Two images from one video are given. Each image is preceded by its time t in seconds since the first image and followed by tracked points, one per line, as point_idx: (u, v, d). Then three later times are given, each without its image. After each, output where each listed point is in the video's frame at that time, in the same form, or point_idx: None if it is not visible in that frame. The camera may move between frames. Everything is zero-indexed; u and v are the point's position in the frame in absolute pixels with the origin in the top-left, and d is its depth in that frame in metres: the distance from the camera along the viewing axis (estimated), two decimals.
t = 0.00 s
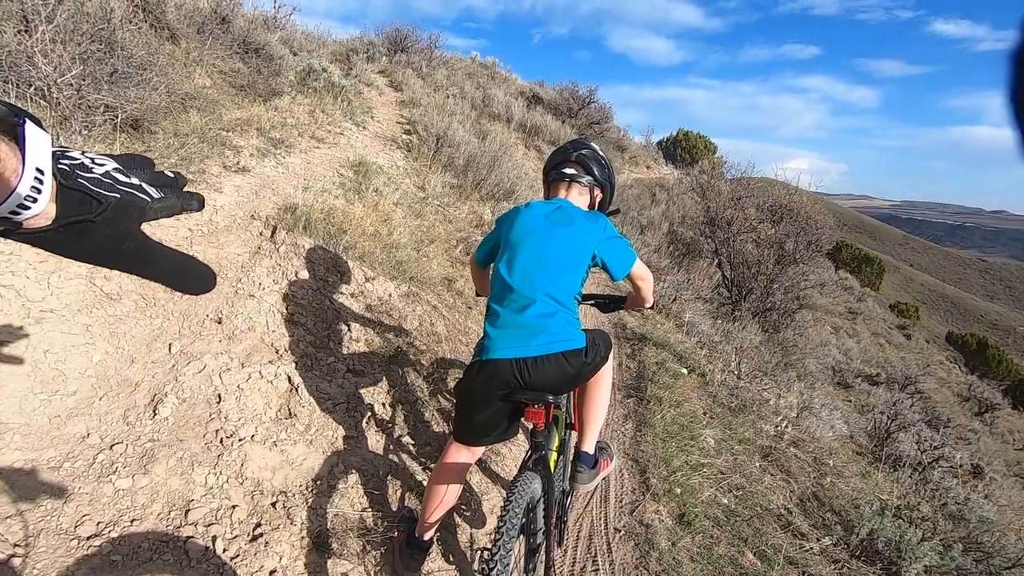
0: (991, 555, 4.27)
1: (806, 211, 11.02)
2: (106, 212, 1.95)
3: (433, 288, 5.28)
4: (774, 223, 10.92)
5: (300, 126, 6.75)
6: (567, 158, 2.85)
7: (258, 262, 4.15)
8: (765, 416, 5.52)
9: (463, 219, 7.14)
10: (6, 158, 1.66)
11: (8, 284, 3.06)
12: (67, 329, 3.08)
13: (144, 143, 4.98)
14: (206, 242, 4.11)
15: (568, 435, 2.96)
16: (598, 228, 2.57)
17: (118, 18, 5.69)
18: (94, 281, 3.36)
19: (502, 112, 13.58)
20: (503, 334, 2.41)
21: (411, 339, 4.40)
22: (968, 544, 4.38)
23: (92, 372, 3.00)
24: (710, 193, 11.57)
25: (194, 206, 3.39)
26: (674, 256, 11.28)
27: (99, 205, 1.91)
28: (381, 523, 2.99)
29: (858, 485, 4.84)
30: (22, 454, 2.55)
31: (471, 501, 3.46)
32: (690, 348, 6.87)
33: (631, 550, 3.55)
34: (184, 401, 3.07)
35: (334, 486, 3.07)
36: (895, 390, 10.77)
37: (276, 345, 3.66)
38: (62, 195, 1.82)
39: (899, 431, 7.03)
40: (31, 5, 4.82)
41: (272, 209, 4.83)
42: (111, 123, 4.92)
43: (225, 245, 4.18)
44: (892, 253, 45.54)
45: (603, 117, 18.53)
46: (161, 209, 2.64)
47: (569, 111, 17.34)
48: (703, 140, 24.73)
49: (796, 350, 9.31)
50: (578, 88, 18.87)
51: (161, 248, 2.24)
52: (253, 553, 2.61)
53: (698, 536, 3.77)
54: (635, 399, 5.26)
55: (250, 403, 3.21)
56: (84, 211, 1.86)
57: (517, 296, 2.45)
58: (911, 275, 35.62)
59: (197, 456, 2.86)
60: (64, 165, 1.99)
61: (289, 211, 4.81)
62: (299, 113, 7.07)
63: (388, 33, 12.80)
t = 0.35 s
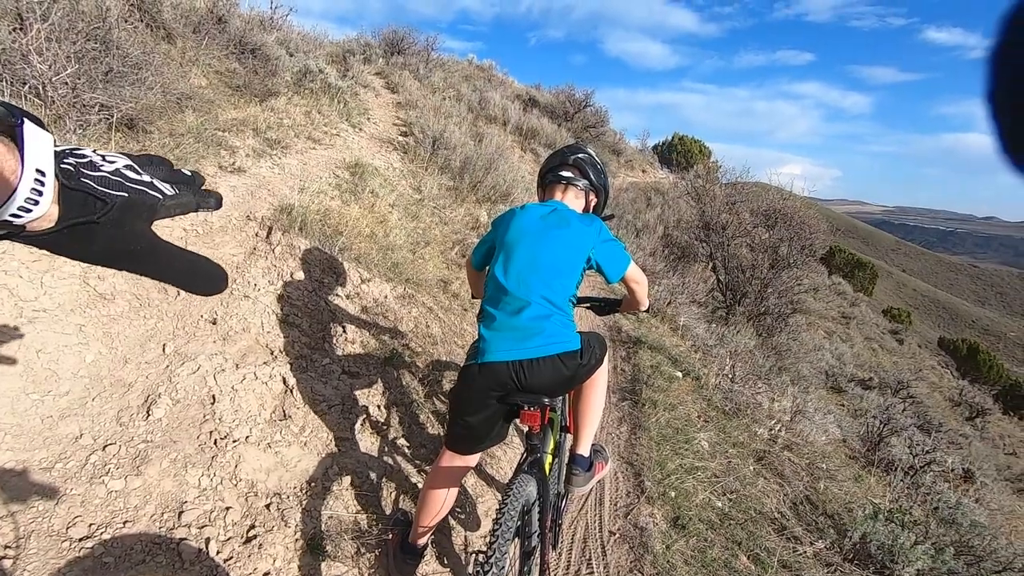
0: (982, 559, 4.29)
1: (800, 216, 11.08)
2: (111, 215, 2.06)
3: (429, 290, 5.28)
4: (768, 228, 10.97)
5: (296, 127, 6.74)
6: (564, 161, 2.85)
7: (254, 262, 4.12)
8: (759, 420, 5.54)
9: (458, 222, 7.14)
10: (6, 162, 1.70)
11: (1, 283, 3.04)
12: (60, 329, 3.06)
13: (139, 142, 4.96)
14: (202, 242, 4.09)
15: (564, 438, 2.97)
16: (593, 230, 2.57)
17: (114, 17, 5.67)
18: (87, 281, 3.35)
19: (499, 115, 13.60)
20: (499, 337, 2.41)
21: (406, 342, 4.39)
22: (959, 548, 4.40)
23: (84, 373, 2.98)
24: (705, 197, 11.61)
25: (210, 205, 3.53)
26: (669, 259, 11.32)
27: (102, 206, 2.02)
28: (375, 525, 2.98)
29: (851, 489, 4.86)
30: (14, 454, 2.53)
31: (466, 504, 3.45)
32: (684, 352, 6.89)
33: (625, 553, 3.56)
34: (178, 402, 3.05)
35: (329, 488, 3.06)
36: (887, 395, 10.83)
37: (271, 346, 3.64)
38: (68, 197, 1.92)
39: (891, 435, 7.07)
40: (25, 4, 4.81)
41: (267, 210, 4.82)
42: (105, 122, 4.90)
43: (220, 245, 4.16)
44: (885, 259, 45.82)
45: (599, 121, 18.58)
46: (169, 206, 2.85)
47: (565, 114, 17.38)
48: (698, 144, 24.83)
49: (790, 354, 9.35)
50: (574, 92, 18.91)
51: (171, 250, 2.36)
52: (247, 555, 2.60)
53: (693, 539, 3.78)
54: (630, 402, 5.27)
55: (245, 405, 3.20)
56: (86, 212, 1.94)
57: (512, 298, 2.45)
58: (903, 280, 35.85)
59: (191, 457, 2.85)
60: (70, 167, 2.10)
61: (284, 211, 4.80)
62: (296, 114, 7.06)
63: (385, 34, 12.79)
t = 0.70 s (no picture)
0: (974, 564, 4.31)
1: (796, 221, 11.13)
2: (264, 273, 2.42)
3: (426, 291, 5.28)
4: (763, 233, 11.03)
5: (294, 128, 6.73)
6: (561, 164, 2.87)
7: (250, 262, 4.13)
8: (754, 424, 5.55)
9: (455, 224, 7.15)
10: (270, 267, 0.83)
11: None
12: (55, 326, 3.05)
13: (136, 142, 4.95)
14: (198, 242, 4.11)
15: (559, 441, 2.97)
16: (588, 233, 2.59)
17: (112, 16, 5.66)
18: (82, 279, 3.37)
19: (497, 118, 13.62)
20: (494, 337, 2.40)
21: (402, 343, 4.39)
22: (951, 553, 4.42)
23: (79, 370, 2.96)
24: (701, 202, 11.65)
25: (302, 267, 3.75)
26: (665, 264, 11.35)
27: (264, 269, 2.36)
28: (369, 526, 2.98)
29: (845, 493, 4.87)
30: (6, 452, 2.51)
31: (461, 505, 3.45)
32: (680, 356, 6.91)
33: (619, 556, 3.56)
34: (173, 401, 3.04)
35: (323, 488, 3.06)
36: (881, 400, 10.87)
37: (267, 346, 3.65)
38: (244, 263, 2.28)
39: (885, 440, 7.11)
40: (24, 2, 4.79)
41: (264, 210, 4.82)
42: (102, 120, 4.88)
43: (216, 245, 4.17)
44: (880, 265, 46.04)
45: (597, 125, 18.62)
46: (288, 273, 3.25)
47: (563, 118, 17.42)
48: (695, 149, 24.94)
49: (785, 359, 9.38)
50: (572, 96, 18.96)
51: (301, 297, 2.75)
52: (240, 555, 2.60)
53: (686, 542, 3.78)
54: (625, 405, 5.28)
55: (240, 404, 3.19)
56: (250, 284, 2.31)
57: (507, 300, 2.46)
58: (898, 287, 36.02)
59: (185, 456, 2.84)
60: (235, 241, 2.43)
61: (281, 212, 4.80)
62: (294, 115, 7.06)
63: (384, 37, 12.81)
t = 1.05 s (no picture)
0: (946, 560, 4.41)
1: (778, 224, 11.27)
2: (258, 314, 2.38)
3: (411, 289, 5.26)
4: (747, 235, 11.15)
5: (279, 123, 6.67)
6: (547, 163, 2.88)
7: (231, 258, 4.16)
8: (736, 423, 5.61)
9: (441, 222, 7.14)
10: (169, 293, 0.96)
11: None
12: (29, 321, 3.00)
13: (116, 134, 4.88)
14: (179, 236, 4.10)
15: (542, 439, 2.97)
16: (573, 232, 2.60)
17: (93, 6, 5.57)
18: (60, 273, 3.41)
19: (484, 116, 13.61)
20: (477, 336, 2.41)
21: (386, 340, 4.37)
22: (925, 550, 4.51)
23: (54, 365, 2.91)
24: (686, 204, 11.74)
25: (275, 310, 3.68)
26: (650, 264, 11.42)
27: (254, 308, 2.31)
28: (351, 523, 2.96)
29: (823, 492, 4.95)
30: None
31: (443, 503, 3.45)
32: (663, 355, 6.96)
33: (601, 553, 3.58)
34: (151, 397, 3.00)
35: (303, 485, 3.04)
36: (860, 401, 11.04)
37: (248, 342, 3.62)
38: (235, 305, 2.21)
39: (863, 440, 7.22)
40: None
41: (248, 206, 4.78)
42: (82, 112, 4.80)
43: (197, 240, 4.15)
44: (860, 268, 46.76)
45: (584, 125, 18.68)
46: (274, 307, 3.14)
47: (551, 118, 17.44)
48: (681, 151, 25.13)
49: (767, 359, 9.49)
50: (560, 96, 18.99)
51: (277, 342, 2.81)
52: (218, 552, 2.57)
53: (667, 540, 3.81)
54: (609, 404, 5.31)
55: (219, 401, 3.15)
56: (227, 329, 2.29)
57: (491, 298, 2.46)
58: (878, 289, 36.60)
59: (163, 453, 2.80)
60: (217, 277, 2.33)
61: (265, 207, 4.76)
62: (279, 110, 6.99)
63: (371, 33, 12.74)
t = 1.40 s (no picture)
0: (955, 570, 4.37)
1: (784, 229, 11.23)
2: (96, 366, 2.76)
3: (417, 293, 5.26)
4: (753, 240, 11.12)
5: (286, 127, 6.68)
6: (558, 169, 2.87)
7: (239, 262, 4.17)
8: (742, 429, 5.58)
9: (447, 226, 7.15)
10: None
11: None
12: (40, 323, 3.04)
13: (125, 138, 4.91)
14: (186, 240, 4.14)
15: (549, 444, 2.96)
16: (583, 237, 2.59)
17: (102, 12, 5.61)
18: (69, 277, 3.46)
19: (489, 121, 13.64)
20: (485, 340, 2.41)
21: (393, 344, 4.37)
22: (934, 558, 4.48)
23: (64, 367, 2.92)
24: (692, 209, 11.72)
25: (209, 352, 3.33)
26: (656, 269, 11.39)
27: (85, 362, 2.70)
28: (358, 527, 2.95)
29: (830, 499, 4.91)
30: None
31: (449, 508, 3.44)
32: (669, 360, 6.93)
33: (607, 560, 3.56)
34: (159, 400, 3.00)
35: (310, 490, 3.03)
36: (867, 407, 10.97)
37: (255, 346, 3.65)
38: (62, 362, 2.63)
39: (870, 446, 7.17)
40: None
41: (255, 209, 4.79)
42: (91, 115, 4.82)
43: (205, 244, 4.18)
44: (866, 273, 46.56)
45: (589, 129, 18.69)
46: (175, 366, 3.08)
47: (556, 122, 17.46)
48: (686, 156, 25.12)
49: (773, 365, 9.45)
50: (565, 100, 19.01)
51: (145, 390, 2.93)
52: (226, 556, 2.57)
53: (674, 547, 3.79)
54: (615, 409, 5.29)
55: (227, 405, 3.16)
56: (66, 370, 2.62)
57: (500, 302, 2.45)
58: (884, 295, 36.42)
59: (171, 457, 2.81)
60: (53, 331, 2.72)
61: (272, 211, 4.78)
62: (285, 114, 7.02)
63: (378, 38, 12.79)
